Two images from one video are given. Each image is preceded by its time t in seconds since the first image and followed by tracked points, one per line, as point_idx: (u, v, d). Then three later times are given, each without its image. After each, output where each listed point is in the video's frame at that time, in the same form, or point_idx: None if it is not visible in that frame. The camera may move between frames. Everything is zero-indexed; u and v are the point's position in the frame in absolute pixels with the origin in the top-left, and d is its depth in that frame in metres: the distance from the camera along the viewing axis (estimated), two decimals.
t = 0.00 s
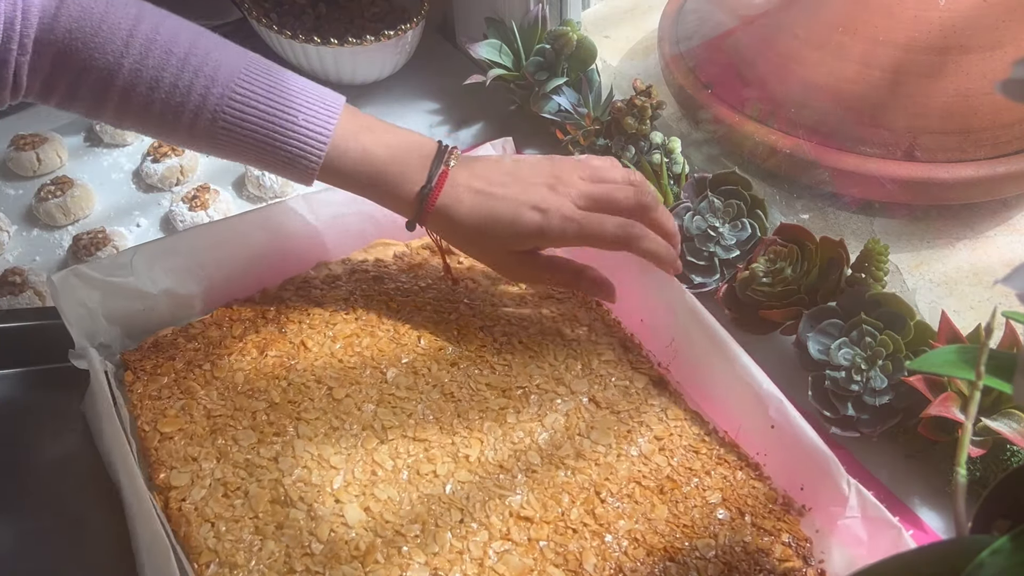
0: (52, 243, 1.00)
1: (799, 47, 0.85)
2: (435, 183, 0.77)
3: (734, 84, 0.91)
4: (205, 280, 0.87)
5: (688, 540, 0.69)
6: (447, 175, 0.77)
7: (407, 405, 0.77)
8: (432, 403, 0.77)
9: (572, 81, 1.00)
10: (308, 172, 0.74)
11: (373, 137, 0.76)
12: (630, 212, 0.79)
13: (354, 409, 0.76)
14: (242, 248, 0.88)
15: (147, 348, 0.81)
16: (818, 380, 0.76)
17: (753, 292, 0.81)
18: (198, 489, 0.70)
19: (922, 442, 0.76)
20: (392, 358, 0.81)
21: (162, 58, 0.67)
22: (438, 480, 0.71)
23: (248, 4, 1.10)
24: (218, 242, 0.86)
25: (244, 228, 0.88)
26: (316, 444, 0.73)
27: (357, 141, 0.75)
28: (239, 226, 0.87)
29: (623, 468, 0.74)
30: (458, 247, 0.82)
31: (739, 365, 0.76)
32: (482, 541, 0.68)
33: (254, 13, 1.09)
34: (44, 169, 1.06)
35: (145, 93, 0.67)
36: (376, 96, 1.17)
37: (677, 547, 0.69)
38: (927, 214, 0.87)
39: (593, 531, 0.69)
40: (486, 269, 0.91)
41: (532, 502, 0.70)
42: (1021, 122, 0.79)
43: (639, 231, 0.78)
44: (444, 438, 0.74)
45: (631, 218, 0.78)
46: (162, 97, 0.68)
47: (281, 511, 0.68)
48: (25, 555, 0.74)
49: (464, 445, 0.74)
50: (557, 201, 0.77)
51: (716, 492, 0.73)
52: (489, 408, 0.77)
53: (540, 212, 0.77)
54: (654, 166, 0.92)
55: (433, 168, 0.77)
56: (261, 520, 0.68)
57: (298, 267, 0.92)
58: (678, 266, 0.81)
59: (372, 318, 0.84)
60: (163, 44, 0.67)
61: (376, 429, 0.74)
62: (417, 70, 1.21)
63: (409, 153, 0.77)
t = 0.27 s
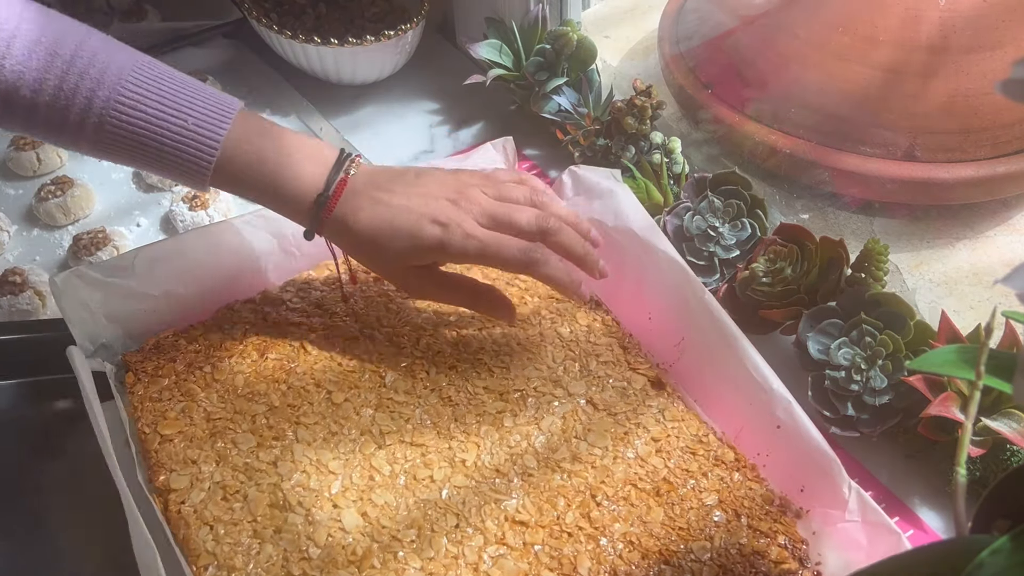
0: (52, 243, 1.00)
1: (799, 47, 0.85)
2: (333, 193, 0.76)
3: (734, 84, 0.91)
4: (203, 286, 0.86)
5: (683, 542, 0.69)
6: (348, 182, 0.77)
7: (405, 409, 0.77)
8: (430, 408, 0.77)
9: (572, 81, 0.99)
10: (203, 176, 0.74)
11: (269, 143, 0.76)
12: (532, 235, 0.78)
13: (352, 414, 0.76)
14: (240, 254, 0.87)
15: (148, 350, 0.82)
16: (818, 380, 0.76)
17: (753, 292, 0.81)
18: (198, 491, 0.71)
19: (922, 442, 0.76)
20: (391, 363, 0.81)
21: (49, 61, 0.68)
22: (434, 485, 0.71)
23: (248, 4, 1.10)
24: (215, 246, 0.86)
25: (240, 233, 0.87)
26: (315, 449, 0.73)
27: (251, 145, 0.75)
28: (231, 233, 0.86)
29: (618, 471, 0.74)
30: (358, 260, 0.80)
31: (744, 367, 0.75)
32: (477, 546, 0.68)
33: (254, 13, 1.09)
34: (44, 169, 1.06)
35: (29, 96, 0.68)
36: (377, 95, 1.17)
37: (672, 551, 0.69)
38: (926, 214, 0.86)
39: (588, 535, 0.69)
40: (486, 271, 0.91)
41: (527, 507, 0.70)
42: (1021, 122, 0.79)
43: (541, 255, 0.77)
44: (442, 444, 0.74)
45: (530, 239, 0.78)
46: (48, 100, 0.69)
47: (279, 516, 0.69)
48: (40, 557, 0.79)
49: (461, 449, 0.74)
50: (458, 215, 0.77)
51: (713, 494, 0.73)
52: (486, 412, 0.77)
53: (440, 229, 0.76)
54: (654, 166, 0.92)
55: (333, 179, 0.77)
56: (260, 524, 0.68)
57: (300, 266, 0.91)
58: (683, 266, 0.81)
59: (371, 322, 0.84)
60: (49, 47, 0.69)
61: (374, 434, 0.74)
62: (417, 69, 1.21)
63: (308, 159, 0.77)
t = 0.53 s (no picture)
0: (52, 243, 1.00)
1: (799, 47, 0.85)
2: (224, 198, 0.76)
3: (734, 84, 0.91)
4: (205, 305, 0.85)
5: (684, 543, 0.69)
6: (237, 189, 0.77)
7: (405, 417, 0.77)
8: (430, 414, 0.77)
9: (572, 81, 0.99)
10: (85, 185, 0.76)
11: (162, 152, 0.77)
12: (434, 247, 0.78)
13: (354, 426, 0.76)
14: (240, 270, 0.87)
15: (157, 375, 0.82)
16: (818, 380, 0.76)
17: (753, 292, 0.81)
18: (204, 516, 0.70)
19: (922, 443, 0.76)
20: (392, 370, 0.80)
21: None
22: (436, 493, 0.71)
23: (248, 4, 1.10)
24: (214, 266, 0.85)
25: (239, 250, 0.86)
26: (317, 465, 0.73)
27: (145, 155, 0.76)
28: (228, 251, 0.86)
29: (619, 471, 0.74)
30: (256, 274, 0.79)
31: (744, 364, 0.75)
32: (478, 553, 0.68)
33: (254, 13, 1.09)
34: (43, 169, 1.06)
35: None
36: (377, 95, 1.17)
37: (673, 552, 0.69)
38: (927, 214, 0.86)
39: (588, 539, 0.69)
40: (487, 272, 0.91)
41: (528, 511, 0.70)
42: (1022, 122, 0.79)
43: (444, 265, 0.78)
44: (442, 450, 0.74)
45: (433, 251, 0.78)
46: None
47: (283, 536, 0.69)
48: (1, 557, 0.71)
49: (462, 455, 0.74)
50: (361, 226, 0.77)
51: (714, 492, 0.73)
52: (487, 415, 0.77)
53: (342, 239, 0.76)
54: (654, 166, 0.92)
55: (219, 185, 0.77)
56: (265, 546, 0.68)
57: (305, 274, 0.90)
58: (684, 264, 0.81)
59: (374, 330, 0.84)
60: None
61: (376, 445, 0.75)
62: (417, 69, 1.21)
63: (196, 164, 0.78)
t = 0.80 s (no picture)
0: (52, 243, 1.00)
1: (799, 47, 0.85)
2: (113, 198, 0.75)
3: (734, 84, 0.91)
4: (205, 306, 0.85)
5: (684, 544, 0.69)
6: (124, 191, 0.76)
7: (405, 417, 0.77)
8: (430, 415, 0.77)
9: (572, 81, 0.99)
10: None
11: (41, 169, 0.76)
12: (339, 231, 0.78)
13: (353, 426, 0.76)
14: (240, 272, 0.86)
15: (157, 375, 0.82)
16: (818, 380, 0.76)
17: (753, 292, 0.81)
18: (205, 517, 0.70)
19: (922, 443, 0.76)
20: (392, 371, 0.81)
21: None
22: (435, 493, 0.71)
23: (248, 4, 1.10)
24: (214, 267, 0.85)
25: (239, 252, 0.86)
26: (317, 466, 0.73)
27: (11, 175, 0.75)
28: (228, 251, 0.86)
29: (619, 472, 0.74)
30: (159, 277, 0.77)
31: (743, 366, 0.75)
32: (478, 554, 0.68)
33: (254, 13, 1.09)
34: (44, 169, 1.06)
35: None
36: (377, 95, 1.17)
37: (673, 552, 0.69)
38: (927, 215, 0.86)
39: (588, 539, 0.69)
40: (487, 272, 0.91)
41: (528, 511, 0.70)
42: (1021, 122, 0.79)
43: (348, 246, 0.77)
44: (442, 450, 0.74)
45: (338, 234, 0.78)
46: None
47: (283, 536, 0.69)
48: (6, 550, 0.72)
49: (462, 455, 0.74)
50: (260, 215, 0.76)
51: (713, 493, 0.73)
52: (488, 415, 0.77)
53: (244, 226, 0.75)
54: (654, 166, 0.92)
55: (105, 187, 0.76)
56: (265, 546, 0.68)
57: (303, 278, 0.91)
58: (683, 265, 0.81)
59: (372, 330, 0.85)
60: None
61: (375, 445, 0.75)
62: (417, 70, 1.21)
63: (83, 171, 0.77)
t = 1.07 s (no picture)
0: (52, 243, 1.00)
1: (799, 47, 0.86)
2: None
3: (734, 84, 0.91)
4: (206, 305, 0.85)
5: (684, 544, 0.69)
6: None
7: (405, 417, 0.77)
8: (430, 414, 0.77)
9: (572, 81, 0.99)
10: None
11: None
12: (183, 336, 0.70)
13: (353, 426, 0.76)
14: (240, 271, 0.86)
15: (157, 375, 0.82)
16: (818, 380, 0.76)
17: (753, 292, 0.80)
18: (205, 517, 0.70)
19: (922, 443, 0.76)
20: (392, 370, 0.81)
21: None
22: (435, 493, 0.71)
23: (248, 4, 1.10)
24: (216, 267, 0.85)
25: (241, 252, 0.86)
26: (317, 466, 0.73)
27: None
28: (230, 251, 0.85)
29: (619, 472, 0.74)
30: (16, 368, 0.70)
31: (743, 366, 0.75)
32: (478, 553, 0.68)
33: (254, 13, 1.09)
34: (44, 169, 1.06)
35: None
36: (377, 95, 1.17)
37: (673, 552, 0.69)
38: (927, 215, 0.86)
39: (588, 539, 0.69)
40: (487, 272, 0.91)
41: (528, 511, 0.70)
42: (1021, 122, 0.79)
43: (195, 352, 0.69)
44: (442, 450, 0.74)
45: (183, 339, 0.70)
46: None
47: (283, 536, 0.68)
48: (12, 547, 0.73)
49: (462, 455, 0.74)
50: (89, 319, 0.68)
51: (713, 493, 0.73)
52: (488, 415, 0.77)
53: (74, 329, 0.67)
54: (654, 166, 0.92)
55: None
56: (265, 546, 0.68)
57: (303, 279, 0.91)
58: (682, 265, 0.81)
59: (372, 330, 0.85)
60: None
61: (375, 445, 0.75)
62: (417, 70, 1.21)
63: None
